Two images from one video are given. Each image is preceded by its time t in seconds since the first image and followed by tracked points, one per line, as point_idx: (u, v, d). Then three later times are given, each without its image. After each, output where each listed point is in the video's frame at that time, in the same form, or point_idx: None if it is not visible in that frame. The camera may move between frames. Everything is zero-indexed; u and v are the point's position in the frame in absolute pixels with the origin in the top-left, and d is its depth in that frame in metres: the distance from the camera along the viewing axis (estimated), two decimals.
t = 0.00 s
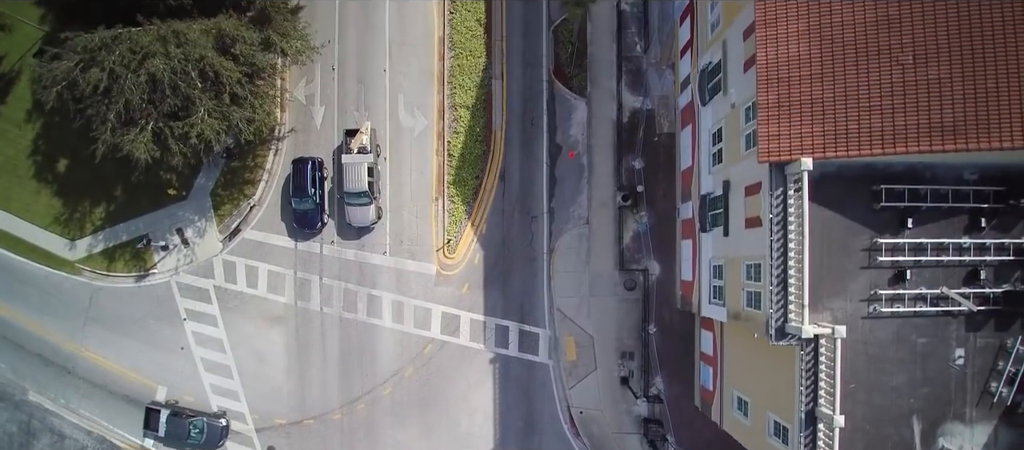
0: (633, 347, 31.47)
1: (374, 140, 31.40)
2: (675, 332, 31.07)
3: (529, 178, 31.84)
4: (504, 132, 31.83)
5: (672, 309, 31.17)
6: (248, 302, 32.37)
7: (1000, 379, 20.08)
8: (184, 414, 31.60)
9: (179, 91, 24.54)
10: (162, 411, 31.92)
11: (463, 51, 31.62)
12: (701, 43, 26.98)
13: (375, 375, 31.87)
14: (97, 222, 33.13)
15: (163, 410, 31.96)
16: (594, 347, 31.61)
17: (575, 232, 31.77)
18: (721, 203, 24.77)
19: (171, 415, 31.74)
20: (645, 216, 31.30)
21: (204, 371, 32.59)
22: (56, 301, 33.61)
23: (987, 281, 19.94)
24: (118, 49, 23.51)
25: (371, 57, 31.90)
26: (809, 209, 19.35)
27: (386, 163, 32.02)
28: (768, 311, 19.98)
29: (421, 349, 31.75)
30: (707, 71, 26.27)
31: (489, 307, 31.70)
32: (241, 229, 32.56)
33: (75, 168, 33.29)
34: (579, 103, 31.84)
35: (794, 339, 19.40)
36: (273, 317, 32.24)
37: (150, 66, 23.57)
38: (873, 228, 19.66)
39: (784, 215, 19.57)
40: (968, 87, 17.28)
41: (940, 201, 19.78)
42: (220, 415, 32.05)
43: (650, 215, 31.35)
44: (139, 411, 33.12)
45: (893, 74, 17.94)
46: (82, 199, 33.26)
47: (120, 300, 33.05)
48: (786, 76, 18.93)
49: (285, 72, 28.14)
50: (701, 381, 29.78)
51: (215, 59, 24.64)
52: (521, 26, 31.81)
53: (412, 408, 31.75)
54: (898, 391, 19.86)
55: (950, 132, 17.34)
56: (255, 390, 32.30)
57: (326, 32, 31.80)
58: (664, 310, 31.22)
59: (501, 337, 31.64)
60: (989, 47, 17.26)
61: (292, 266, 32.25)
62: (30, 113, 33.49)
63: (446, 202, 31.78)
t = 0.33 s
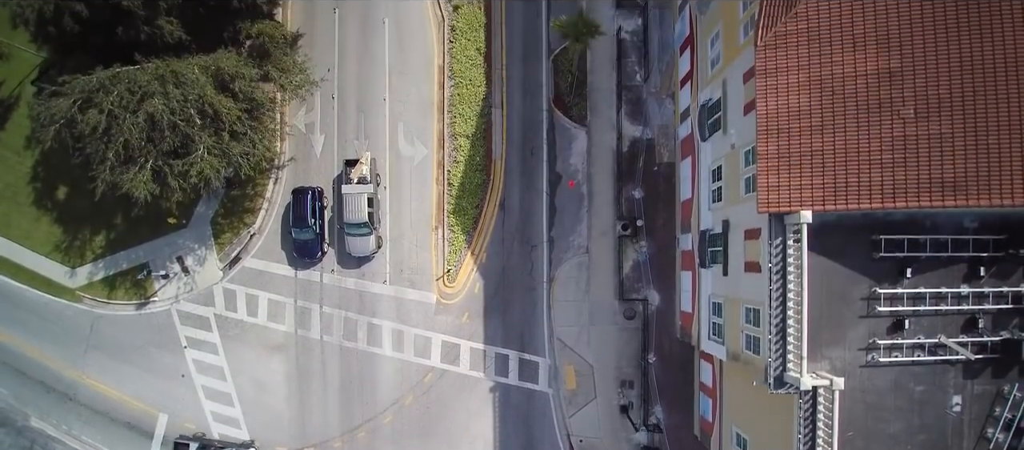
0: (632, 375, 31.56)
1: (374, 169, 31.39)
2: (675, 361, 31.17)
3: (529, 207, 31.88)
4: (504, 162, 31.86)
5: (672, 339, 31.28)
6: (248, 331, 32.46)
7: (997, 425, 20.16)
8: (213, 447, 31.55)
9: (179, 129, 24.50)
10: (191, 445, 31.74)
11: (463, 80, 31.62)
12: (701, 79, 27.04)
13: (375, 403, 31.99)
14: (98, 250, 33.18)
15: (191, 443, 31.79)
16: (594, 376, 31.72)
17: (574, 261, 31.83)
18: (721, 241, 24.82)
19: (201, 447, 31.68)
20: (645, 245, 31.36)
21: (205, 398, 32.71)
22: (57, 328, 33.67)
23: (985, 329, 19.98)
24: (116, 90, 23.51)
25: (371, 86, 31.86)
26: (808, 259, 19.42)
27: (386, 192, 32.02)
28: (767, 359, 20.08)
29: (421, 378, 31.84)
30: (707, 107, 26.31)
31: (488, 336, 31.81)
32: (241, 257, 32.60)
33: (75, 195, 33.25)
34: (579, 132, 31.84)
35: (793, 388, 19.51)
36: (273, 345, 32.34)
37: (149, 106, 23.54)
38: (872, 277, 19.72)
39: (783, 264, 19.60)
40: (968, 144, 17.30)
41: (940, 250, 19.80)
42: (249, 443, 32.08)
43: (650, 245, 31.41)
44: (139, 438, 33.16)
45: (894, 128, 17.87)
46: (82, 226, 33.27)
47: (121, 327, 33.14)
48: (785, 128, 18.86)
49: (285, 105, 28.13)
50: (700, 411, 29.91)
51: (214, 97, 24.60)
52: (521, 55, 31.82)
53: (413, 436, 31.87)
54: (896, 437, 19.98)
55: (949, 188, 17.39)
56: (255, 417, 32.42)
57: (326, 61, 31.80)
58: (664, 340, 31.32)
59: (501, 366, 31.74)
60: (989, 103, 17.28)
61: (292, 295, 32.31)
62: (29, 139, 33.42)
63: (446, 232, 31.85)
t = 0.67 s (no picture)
0: (632, 404, 31.64)
1: (374, 199, 31.39)
2: (674, 390, 31.32)
3: (529, 236, 31.92)
4: (504, 190, 31.90)
5: (671, 367, 31.43)
6: (248, 358, 32.56)
7: None
8: None
9: (178, 168, 24.45)
10: None
11: (463, 109, 31.66)
12: (701, 113, 27.07)
13: (376, 431, 32.11)
14: (98, 277, 33.24)
15: None
16: (593, 404, 31.83)
17: (574, 290, 31.90)
18: (720, 279, 24.88)
19: None
20: (645, 275, 31.45)
21: (206, 425, 32.84)
22: (57, 354, 33.70)
23: (982, 376, 20.07)
24: (115, 131, 23.58)
25: (371, 114, 31.83)
26: (806, 309, 19.51)
27: (386, 221, 32.04)
28: (765, 406, 20.21)
29: (421, 406, 31.95)
30: (706, 143, 26.33)
31: (488, 365, 31.90)
32: (241, 285, 32.66)
33: (75, 223, 33.24)
34: (579, 161, 31.84)
35: (791, 436, 19.64)
36: (274, 373, 32.46)
37: (149, 147, 23.53)
38: (870, 326, 19.80)
39: (782, 313, 19.63)
40: (968, 200, 17.36)
41: (938, 298, 19.85)
42: None
43: (650, 274, 31.50)
44: None
45: (894, 182, 17.88)
46: (82, 253, 33.30)
47: (122, 354, 33.23)
48: (785, 178, 18.84)
49: (284, 139, 28.28)
50: (699, 440, 30.04)
51: (213, 135, 24.53)
52: (521, 84, 31.85)
53: None
54: None
55: (949, 244, 17.45)
56: (256, 444, 32.55)
57: (326, 89, 31.78)
58: (664, 368, 31.42)
59: (501, 394, 31.84)
60: (990, 159, 17.32)
61: (292, 323, 32.39)
62: (28, 166, 33.35)
63: (446, 260, 31.93)
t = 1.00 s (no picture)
0: (631, 432, 31.77)
1: (374, 228, 31.39)
2: (673, 418, 31.45)
3: (529, 265, 31.97)
4: (503, 220, 31.93)
5: (671, 396, 31.56)
6: (248, 386, 32.68)
7: None
8: None
9: (178, 208, 24.47)
10: None
11: (463, 139, 31.64)
12: (700, 149, 27.08)
13: None
14: (99, 305, 33.30)
15: None
16: (593, 432, 31.96)
17: (574, 319, 31.98)
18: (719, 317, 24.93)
19: None
20: (645, 304, 31.54)
21: None
22: (59, 381, 33.78)
23: (979, 422, 20.17)
24: (115, 173, 23.69)
25: (371, 144, 31.80)
26: (804, 358, 19.58)
27: (386, 250, 32.08)
28: None
29: (421, 434, 32.09)
30: (706, 179, 26.30)
31: (488, 393, 32.02)
32: (241, 314, 32.74)
33: (75, 251, 33.25)
34: (579, 190, 31.84)
35: None
36: (275, 401, 32.60)
37: (149, 189, 23.58)
38: (868, 374, 19.89)
39: (781, 362, 19.65)
40: (967, 257, 17.45)
41: (936, 347, 19.94)
42: None
43: (650, 304, 31.59)
44: None
45: (893, 236, 17.96)
46: (83, 281, 33.33)
47: (124, 382, 33.36)
48: (785, 229, 18.86)
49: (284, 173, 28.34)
50: None
51: (213, 175, 24.52)
52: (521, 113, 31.82)
53: None
54: None
55: (948, 301, 17.56)
56: None
57: (326, 119, 31.74)
58: (663, 397, 31.55)
59: (501, 422, 31.97)
60: (989, 216, 17.37)
61: (292, 352, 32.51)
62: (27, 193, 33.31)
63: (446, 290, 32.00)
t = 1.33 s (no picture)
0: None
1: (373, 256, 31.43)
2: (672, 445, 31.60)
3: (528, 292, 32.01)
4: (503, 247, 31.96)
5: (670, 423, 31.68)
6: (249, 412, 32.81)
7: None
8: None
9: (178, 245, 24.52)
10: None
11: (463, 167, 31.63)
12: (700, 181, 27.12)
13: None
14: (99, 332, 33.39)
15: None
16: None
17: (574, 346, 32.05)
18: (718, 353, 24.97)
19: None
20: (644, 332, 31.61)
21: None
22: (59, 406, 33.84)
23: None
24: (115, 210, 23.72)
25: (370, 171, 31.79)
26: (803, 404, 19.62)
27: (386, 277, 32.12)
28: None
29: None
30: (706, 213, 26.27)
31: (488, 420, 32.13)
32: (241, 340, 32.83)
33: (75, 277, 33.25)
34: (578, 218, 31.86)
35: None
36: (276, 427, 32.73)
37: (148, 229, 23.57)
38: (866, 418, 19.96)
39: (779, 406, 19.60)
40: (964, 311, 17.49)
41: (933, 392, 20.01)
42: None
43: (649, 332, 31.66)
44: None
45: (891, 288, 18.01)
46: (83, 307, 33.36)
47: (124, 407, 33.48)
48: (784, 278, 18.88)
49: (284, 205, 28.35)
50: None
51: (213, 212, 24.53)
52: (521, 141, 31.79)
53: None
54: None
55: (945, 353, 17.63)
56: None
57: (326, 147, 31.70)
58: (662, 424, 31.67)
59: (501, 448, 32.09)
60: (988, 271, 17.35)
61: (292, 379, 32.62)
62: (26, 219, 33.26)
63: (446, 317, 32.06)
